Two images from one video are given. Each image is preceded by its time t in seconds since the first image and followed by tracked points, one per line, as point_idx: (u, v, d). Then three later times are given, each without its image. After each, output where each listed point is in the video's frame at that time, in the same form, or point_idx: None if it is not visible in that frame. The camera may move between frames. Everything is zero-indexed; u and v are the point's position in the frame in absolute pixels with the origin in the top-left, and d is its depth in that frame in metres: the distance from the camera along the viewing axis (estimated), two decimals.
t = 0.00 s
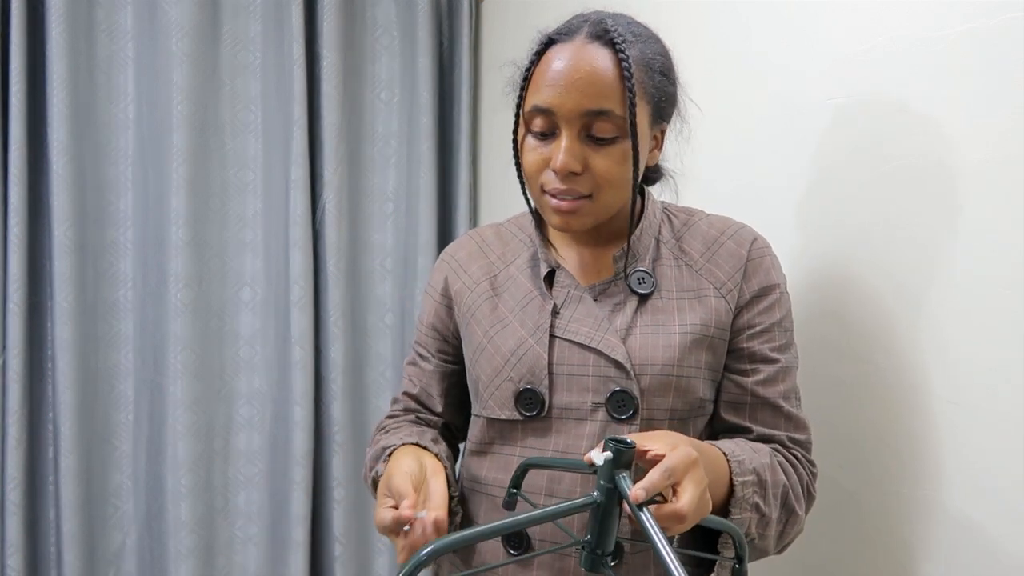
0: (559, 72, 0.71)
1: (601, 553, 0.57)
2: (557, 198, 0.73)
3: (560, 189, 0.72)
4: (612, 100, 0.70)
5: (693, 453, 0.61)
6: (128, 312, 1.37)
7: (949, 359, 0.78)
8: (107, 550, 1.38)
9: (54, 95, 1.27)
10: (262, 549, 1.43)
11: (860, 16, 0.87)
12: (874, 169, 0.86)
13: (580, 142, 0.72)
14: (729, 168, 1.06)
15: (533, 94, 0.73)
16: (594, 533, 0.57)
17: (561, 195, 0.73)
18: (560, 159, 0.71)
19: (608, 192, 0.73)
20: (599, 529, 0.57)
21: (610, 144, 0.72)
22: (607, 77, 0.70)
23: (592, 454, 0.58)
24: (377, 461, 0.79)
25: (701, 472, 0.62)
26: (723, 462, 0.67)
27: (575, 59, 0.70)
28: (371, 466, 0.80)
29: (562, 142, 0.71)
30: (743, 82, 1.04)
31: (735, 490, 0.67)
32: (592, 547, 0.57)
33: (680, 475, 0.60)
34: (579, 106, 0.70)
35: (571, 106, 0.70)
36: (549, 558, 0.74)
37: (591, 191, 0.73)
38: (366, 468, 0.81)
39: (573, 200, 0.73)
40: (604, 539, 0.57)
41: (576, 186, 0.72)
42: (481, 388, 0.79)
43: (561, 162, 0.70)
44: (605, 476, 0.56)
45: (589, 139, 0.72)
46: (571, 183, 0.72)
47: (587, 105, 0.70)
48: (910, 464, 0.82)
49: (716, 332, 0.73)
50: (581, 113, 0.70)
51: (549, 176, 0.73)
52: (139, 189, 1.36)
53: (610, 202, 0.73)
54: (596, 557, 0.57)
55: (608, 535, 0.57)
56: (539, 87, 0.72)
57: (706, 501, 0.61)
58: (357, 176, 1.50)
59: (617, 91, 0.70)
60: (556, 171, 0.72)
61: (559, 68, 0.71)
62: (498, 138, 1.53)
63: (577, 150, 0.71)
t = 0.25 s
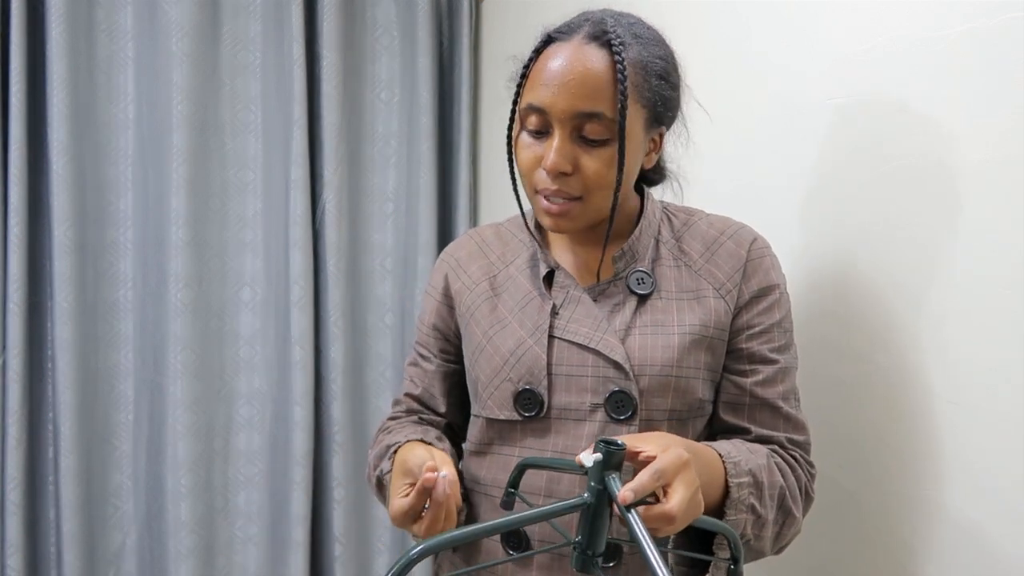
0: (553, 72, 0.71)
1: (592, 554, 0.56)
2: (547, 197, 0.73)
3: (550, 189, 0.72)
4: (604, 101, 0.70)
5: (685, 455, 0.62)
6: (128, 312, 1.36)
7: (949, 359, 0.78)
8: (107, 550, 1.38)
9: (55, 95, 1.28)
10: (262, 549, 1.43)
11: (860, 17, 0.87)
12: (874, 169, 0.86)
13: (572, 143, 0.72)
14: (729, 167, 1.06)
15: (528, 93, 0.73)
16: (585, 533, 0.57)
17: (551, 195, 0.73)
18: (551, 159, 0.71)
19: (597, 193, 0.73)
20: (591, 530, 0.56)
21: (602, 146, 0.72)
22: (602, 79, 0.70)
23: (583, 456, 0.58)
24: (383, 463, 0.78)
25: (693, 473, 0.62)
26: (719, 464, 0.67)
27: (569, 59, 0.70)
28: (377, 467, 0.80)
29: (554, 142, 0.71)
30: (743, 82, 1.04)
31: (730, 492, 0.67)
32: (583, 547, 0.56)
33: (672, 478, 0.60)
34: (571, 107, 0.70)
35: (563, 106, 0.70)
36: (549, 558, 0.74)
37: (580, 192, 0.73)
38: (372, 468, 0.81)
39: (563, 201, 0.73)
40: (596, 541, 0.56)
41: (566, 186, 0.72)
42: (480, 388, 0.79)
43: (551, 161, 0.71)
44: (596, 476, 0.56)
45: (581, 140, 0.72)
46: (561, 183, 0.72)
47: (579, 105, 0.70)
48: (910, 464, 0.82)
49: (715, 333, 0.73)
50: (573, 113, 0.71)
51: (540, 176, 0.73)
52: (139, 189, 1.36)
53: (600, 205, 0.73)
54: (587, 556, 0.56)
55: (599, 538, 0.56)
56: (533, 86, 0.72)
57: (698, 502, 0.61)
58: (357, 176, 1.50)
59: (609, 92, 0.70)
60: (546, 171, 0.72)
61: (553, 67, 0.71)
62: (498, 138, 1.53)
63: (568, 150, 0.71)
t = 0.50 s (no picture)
0: (569, 70, 0.70)
1: (591, 562, 0.55)
2: (570, 196, 0.74)
3: (574, 188, 0.73)
4: (623, 97, 0.70)
5: (670, 455, 0.62)
6: (128, 312, 1.36)
7: (949, 359, 0.78)
8: (107, 550, 1.38)
9: (54, 95, 1.28)
10: (262, 549, 1.43)
11: (860, 17, 0.87)
12: (874, 169, 0.86)
13: (594, 141, 0.72)
14: (729, 167, 1.06)
15: (542, 92, 0.73)
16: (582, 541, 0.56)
17: (573, 193, 0.73)
18: (574, 158, 0.71)
19: (621, 188, 0.74)
20: (586, 537, 0.55)
21: (622, 142, 0.72)
22: (618, 75, 0.70)
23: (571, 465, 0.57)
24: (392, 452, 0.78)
25: (679, 472, 0.63)
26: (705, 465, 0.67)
27: (584, 57, 0.70)
28: (383, 458, 0.80)
29: (575, 141, 0.71)
30: (743, 82, 1.04)
31: (716, 496, 0.67)
32: (581, 558, 0.55)
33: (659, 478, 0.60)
34: (591, 105, 0.70)
35: (583, 104, 0.70)
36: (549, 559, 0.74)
37: (603, 189, 0.73)
38: (377, 460, 0.81)
39: (587, 198, 0.73)
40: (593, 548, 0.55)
41: (590, 184, 0.72)
42: (480, 388, 0.79)
43: (575, 161, 0.71)
44: (587, 480, 0.55)
45: (601, 137, 0.72)
46: (585, 181, 0.72)
47: (599, 103, 0.70)
48: (910, 465, 0.82)
49: (716, 334, 0.73)
50: (593, 111, 0.70)
51: (563, 175, 0.73)
52: (139, 189, 1.36)
53: (624, 199, 0.74)
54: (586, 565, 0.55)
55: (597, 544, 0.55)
56: (548, 85, 0.72)
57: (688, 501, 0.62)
58: (357, 176, 1.50)
59: (627, 88, 0.70)
60: (569, 170, 0.72)
61: (569, 65, 0.70)
62: (498, 138, 1.53)
63: (591, 148, 0.71)
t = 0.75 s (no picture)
0: (568, 75, 0.70)
1: (591, 562, 0.56)
2: (568, 201, 0.74)
3: (572, 193, 0.73)
4: (621, 103, 0.70)
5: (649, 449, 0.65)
6: (128, 312, 1.37)
7: (949, 360, 0.78)
8: (107, 550, 1.38)
9: (55, 95, 1.28)
10: (262, 549, 1.43)
11: (860, 17, 0.87)
12: (875, 169, 0.86)
13: (591, 146, 0.72)
14: (729, 167, 1.06)
15: (540, 97, 0.73)
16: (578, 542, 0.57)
17: (571, 198, 0.73)
18: (571, 163, 0.71)
19: (617, 193, 0.74)
20: (583, 538, 0.56)
21: (620, 147, 0.72)
22: (616, 81, 0.70)
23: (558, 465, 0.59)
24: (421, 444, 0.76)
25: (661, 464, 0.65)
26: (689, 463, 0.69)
27: (583, 62, 0.70)
28: (405, 449, 0.77)
29: (572, 146, 0.71)
30: (743, 82, 1.04)
31: (699, 506, 0.68)
32: (581, 560, 0.56)
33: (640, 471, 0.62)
34: (589, 110, 0.70)
35: (580, 110, 0.70)
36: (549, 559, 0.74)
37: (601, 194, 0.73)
38: (394, 451, 0.78)
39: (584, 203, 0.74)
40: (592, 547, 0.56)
41: (587, 189, 0.73)
42: (481, 388, 0.79)
43: (572, 166, 0.71)
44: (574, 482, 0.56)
45: (599, 143, 0.72)
46: (583, 186, 0.72)
47: (596, 110, 0.70)
48: (910, 465, 0.82)
49: (718, 337, 0.73)
50: (590, 117, 0.71)
51: (559, 180, 0.73)
52: (139, 189, 1.36)
53: (620, 204, 0.74)
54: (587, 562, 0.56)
55: (596, 543, 0.56)
56: (546, 90, 0.72)
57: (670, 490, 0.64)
58: (357, 177, 1.50)
59: (624, 93, 0.71)
60: (567, 175, 0.72)
61: (568, 70, 0.71)
62: (498, 138, 1.53)
63: (588, 154, 0.71)
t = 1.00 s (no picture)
0: (576, 75, 0.70)
1: (585, 561, 0.56)
2: (573, 201, 0.74)
3: (577, 193, 0.73)
4: (628, 104, 0.70)
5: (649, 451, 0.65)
6: (128, 312, 1.37)
7: (949, 360, 0.78)
8: (107, 550, 1.38)
9: (55, 95, 1.28)
10: (262, 549, 1.43)
11: (860, 17, 0.87)
12: (874, 169, 0.86)
13: (597, 147, 0.72)
14: (729, 167, 1.06)
15: (547, 96, 0.72)
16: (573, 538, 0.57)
17: (576, 198, 0.74)
18: (577, 164, 0.71)
19: (622, 194, 0.74)
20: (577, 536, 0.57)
21: (626, 148, 0.72)
22: (624, 82, 0.70)
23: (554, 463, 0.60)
24: (436, 456, 0.75)
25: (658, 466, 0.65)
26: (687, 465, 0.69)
27: (591, 62, 0.70)
28: (418, 462, 0.76)
29: (579, 146, 0.71)
30: (743, 82, 1.04)
31: (697, 506, 0.68)
32: (575, 560, 0.57)
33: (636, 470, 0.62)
34: (596, 111, 0.70)
35: (588, 111, 0.70)
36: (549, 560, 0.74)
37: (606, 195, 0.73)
38: (406, 464, 0.77)
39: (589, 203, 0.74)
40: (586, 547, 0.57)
41: (593, 190, 0.73)
42: (481, 388, 0.78)
43: (579, 167, 0.71)
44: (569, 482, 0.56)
45: (605, 143, 0.72)
46: (588, 187, 0.72)
47: (604, 111, 0.70)
48: (909, 465, 0.83)
49: (719, 337, 0.73)
50: (597, 118, 0.70)
51: (565, 180, 0.73)
52: (139, 189, 1.36)
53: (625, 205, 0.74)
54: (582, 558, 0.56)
55: (591, 543, 0.57)
56: (554, 90, 0.72)
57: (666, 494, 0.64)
58: (357, 177, 1.50)
59: (631, 94, 0.70)
60: (573, 175, 0.72)
61: (576, 70, 0.70)
62: (498, 138, 1.53)
63: (594, 154, 0.71)
